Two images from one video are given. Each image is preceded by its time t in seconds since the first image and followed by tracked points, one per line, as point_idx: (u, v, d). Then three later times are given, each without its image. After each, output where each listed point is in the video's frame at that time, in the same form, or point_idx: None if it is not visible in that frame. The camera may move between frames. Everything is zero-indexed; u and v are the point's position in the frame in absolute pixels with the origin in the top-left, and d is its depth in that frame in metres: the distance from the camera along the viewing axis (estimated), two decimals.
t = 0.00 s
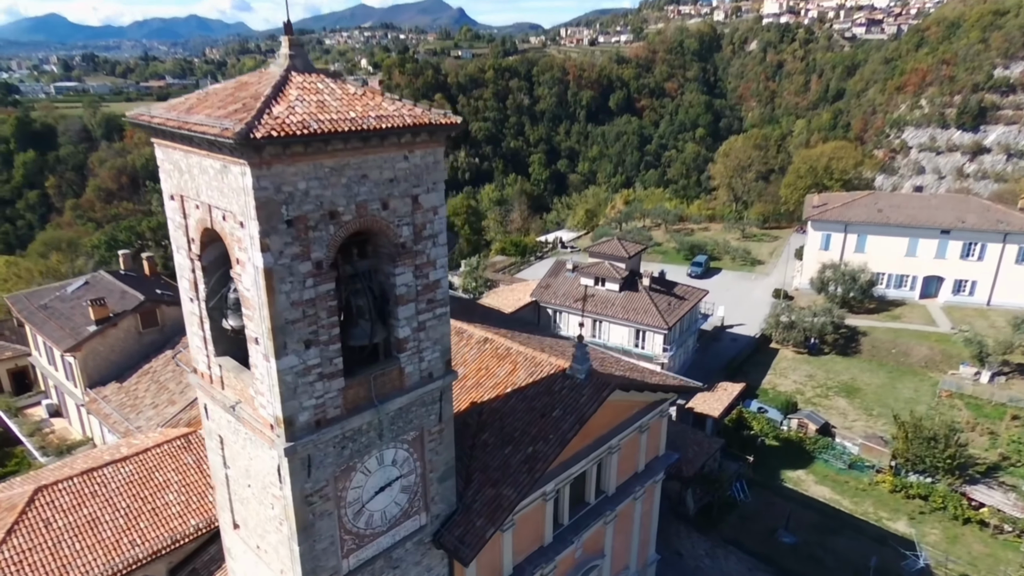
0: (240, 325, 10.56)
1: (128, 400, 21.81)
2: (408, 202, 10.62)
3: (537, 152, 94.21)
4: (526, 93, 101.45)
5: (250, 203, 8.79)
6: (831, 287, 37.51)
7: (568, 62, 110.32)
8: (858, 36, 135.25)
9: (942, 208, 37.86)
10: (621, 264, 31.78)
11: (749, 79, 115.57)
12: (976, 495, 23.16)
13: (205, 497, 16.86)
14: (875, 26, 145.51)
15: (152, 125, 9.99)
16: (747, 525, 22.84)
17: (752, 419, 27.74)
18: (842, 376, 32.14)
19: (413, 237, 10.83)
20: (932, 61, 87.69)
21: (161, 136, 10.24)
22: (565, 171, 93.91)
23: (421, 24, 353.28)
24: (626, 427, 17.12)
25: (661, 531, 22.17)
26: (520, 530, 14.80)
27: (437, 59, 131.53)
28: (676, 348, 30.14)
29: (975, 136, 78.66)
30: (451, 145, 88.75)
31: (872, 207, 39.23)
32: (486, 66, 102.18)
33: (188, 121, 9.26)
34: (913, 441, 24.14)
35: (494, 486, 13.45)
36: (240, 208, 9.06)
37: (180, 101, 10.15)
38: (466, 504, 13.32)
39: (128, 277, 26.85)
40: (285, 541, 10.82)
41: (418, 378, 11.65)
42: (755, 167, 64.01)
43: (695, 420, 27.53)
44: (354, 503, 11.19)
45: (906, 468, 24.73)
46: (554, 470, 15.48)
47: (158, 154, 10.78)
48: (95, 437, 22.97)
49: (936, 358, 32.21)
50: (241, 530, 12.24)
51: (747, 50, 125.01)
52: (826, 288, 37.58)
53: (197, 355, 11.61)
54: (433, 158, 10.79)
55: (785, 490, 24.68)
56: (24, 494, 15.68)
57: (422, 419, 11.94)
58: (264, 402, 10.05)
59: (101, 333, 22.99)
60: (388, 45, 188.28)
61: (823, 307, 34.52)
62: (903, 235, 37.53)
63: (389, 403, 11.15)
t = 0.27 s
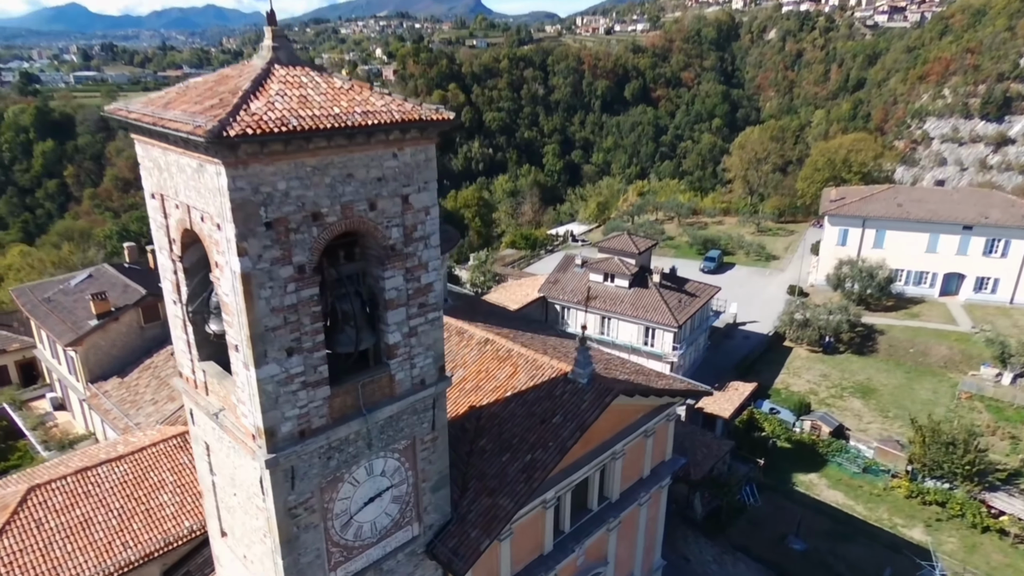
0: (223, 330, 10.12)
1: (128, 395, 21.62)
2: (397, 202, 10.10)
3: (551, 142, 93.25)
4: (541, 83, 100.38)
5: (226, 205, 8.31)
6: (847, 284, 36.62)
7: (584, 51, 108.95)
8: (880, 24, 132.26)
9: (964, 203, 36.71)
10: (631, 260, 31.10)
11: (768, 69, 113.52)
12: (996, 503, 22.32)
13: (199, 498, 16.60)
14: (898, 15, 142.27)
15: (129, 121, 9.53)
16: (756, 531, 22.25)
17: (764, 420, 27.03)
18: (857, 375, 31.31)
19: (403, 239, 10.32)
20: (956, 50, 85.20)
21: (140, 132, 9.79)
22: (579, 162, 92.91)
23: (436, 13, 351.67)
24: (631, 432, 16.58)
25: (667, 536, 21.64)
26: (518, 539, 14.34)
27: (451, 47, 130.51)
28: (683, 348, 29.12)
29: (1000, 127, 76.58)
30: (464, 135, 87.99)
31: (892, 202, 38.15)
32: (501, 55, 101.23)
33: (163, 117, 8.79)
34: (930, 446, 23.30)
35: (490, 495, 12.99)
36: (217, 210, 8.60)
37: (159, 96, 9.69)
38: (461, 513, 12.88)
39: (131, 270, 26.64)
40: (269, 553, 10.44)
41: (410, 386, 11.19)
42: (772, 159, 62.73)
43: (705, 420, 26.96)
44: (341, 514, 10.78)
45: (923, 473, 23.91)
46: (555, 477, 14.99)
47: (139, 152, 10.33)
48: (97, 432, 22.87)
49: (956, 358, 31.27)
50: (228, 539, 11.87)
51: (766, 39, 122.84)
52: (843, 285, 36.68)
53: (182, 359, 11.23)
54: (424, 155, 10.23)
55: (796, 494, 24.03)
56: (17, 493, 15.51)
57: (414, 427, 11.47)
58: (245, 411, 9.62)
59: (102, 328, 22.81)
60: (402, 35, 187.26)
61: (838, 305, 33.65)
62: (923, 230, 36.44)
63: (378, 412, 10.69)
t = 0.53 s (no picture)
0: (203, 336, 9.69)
1: (129, 391, 21.41)
2: (385, 203, 9.58)
3: (566, 133, 92.27)
4: (556, 73, 99.31)
5: (197, 208, 7.83)
6: (864, 281, 35.71)
7: (599, 41, 107.53)
8: (903, 12, 129.05)
9: (988, 198, 35.51)
10: (641, 257, 30.40)
11: (787, 58, 111.30)
12: (1016, 512, 21.52)
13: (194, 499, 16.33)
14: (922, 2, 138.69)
15: (103, 116, 9.06)
16: (765, 537, 21.66)
17: (776, 422, 26.35)
18: (873, 376, 30.43)
19: (391, 243, 9.81)
20: (982, 38, 82.27)
21: (117, 128, 9.33)
22: (593, 153, 91.87)
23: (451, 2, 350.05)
24: (635, 439, 16.03)
25: (673, 542, 21.10)
26: (515, 549, 13.89)
27: (466, 37, 129.51)
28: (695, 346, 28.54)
29: None
30: (478, 126, 87.32)
31: (912, 197, 37.03)
32: (517, 45, 100.33)
33: (135, 113, 8.30)
34: (948, 453, 22.53)
35: (485, 506, 12.54)
36: (190, 213, 8.13)
37: (135, 90, 9.20)
38: (455, 525, 12.44)
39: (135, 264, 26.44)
40: (251, 567, 10.06)
41: (399, 396, 10.71)
42: (789, 152, 61.39)
43: (715, 422, 26.38)
44: (327, 527, 10.37)
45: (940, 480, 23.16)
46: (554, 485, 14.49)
47: (117, 148, 9.88)
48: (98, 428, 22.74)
49: (977, 359, 30.29)
50: (214, 548, 11.52)
51: (786, 28, 120.49)
52: (859, 282, 35.78)
53: (165, 364, 10.84)
54: (414, 154, 9.70)
55: (807, 500, 23.39)
56: (9, 493, 15.32)
57: (404, 437, 11.01)
58: (224, 422, 9.21)
59: (103, 323, 22.62)
60: (418, 24, 186.26)
61: (855, 303, 32.76)
62: (944, 227, 35.30)
63: (364, 422, 10.24)
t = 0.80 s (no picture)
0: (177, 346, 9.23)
1: (126, 389, 21.10)
2: (366, 207, 9.03)
3: (580, 126, 91.27)
4: (571, 65, 98.26)
5: (159, 213, 7.32)
6: (881, 281, 34.78)
7: (615, 32, 106.11)
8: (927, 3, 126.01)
9: (1012, 196, 34.33)
10: (650, 255, 29.75)
11: (806, 50, 109.29)
12: None
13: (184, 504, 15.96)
14: None
15: (69, 114, 8.57)
16: (773, 547, 21.01)
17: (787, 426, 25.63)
18: (889, 380, 29.53)
19: (374, 250, 9.28)
20: (1009, 28, 79.69)
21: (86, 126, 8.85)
22: (608, 146, 90.77)
23: None
24: (637, 448, 15.45)
25: (677, 550, 20.51)
26: (508, 563, 13.41)
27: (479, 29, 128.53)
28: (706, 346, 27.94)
29: None
30: (492, 118, 86.56)
31: (932, 194, 35.92)
32: (532, 37, 99.46)
33: (97, 112, 7.80)
34: (966, 462, 21.65)
35: (476, 521, 12.04)
36: (154, 218, 7.66)
37: (104, 86, 8.71)
38: (444, 540, 11.94)
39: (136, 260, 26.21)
40: None
41: (383, 409, 10.22)
42: (807, 146, 60.00)
43: (724, 426, 25.74)
44: (306, 545, 9.92)
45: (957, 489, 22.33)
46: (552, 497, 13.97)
47: (89, 148, 9.41)
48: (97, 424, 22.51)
49: (997, 363, 29.30)
50: (194, 562, 11.12)
51: (805, 19, 118.31)
52: (876, 282, 34.86)
53: (142, 372, 10.42)
54: (398, 155, 9.16)
55: (818, 508, 22.70)
56: None
57: (388, 451, 10.52)
58: (195, 437, 8.76)
59: (102, 319, 22.36)
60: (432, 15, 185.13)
61: (871, 304, 31.83)
62: (965, 225, 34.17)
63: (346, 437, 9.76)
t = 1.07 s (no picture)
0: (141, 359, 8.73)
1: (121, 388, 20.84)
2: (340, 213, 8.48)
3: (596, 118, 90.19)
4: (587, 57, 97.07)
5: (109, 222, 6.79)
6: (899, 282, 33.74)
7: (632, 23, 104.65)
8: None
9: None
10: (659, 254, 28.99)
11: (827, 41, 106.99)
12: None
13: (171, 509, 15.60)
14: None
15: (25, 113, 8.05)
16: (780, 560, 20.34)
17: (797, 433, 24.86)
18: (905, 385, 28.58)
19: (349, 259, 8.74)
20: None
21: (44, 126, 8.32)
22: (622, 139, 89.66)
23: None
24: (637, 461, 14.84)
25: (680, 561, 19.89)
26: None
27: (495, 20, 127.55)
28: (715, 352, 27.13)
29: None
30: (506, 110, 85.86)
31: (954, 193, 34.71)
32: (548, 28, 98.38)
33: (48, 111, 7.25)
34: (985, 475, 20.71)
35: (463, 538, 11.53)
36: (107, 226, 7.12)
37: (62, 83, 8.17)
38: (430, 558, 11.44)
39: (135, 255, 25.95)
40: None
41: (362, 425, 9.70)
42: (826, 141, 58.62)
43: (732, 431, 25.04)
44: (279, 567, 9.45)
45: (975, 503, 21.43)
46: (546, 512, 13.39)
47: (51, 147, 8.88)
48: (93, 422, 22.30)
49: (1020, 370, 28.22)
50: None
51: (827, 10, 115.87)
52: (894, 283, 33.81)
53: (112, 381, 9.94)
54: (374, 158, 8.57)
55: (828, 520, 21.96)
56: None
57: (368, 469, 10.01)
58: (158, 456, 8.27)
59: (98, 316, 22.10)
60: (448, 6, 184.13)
61: (888, 307, 30.85)
62: (988, 225, 32.98)
63: (322, 455, 9.25)
